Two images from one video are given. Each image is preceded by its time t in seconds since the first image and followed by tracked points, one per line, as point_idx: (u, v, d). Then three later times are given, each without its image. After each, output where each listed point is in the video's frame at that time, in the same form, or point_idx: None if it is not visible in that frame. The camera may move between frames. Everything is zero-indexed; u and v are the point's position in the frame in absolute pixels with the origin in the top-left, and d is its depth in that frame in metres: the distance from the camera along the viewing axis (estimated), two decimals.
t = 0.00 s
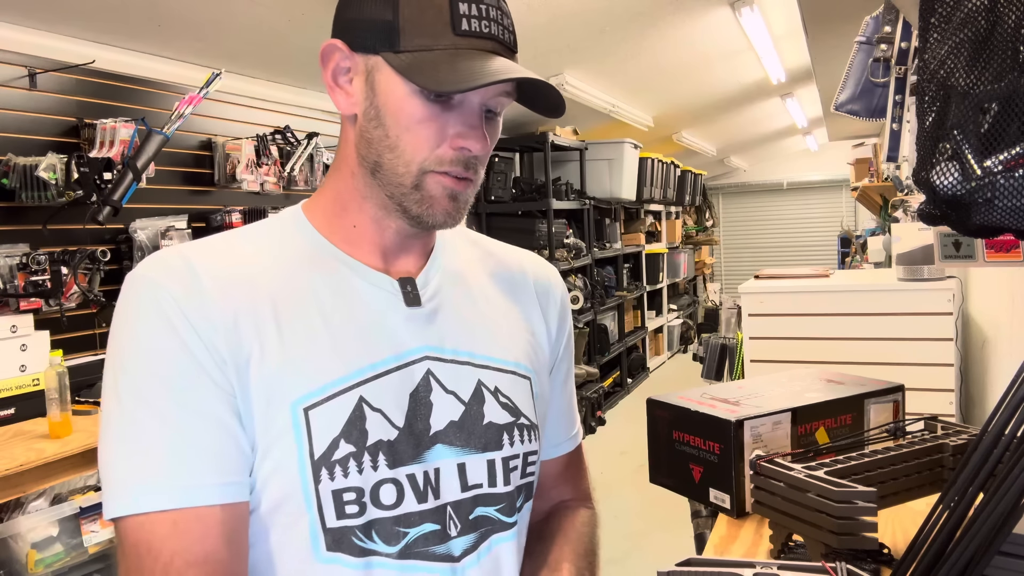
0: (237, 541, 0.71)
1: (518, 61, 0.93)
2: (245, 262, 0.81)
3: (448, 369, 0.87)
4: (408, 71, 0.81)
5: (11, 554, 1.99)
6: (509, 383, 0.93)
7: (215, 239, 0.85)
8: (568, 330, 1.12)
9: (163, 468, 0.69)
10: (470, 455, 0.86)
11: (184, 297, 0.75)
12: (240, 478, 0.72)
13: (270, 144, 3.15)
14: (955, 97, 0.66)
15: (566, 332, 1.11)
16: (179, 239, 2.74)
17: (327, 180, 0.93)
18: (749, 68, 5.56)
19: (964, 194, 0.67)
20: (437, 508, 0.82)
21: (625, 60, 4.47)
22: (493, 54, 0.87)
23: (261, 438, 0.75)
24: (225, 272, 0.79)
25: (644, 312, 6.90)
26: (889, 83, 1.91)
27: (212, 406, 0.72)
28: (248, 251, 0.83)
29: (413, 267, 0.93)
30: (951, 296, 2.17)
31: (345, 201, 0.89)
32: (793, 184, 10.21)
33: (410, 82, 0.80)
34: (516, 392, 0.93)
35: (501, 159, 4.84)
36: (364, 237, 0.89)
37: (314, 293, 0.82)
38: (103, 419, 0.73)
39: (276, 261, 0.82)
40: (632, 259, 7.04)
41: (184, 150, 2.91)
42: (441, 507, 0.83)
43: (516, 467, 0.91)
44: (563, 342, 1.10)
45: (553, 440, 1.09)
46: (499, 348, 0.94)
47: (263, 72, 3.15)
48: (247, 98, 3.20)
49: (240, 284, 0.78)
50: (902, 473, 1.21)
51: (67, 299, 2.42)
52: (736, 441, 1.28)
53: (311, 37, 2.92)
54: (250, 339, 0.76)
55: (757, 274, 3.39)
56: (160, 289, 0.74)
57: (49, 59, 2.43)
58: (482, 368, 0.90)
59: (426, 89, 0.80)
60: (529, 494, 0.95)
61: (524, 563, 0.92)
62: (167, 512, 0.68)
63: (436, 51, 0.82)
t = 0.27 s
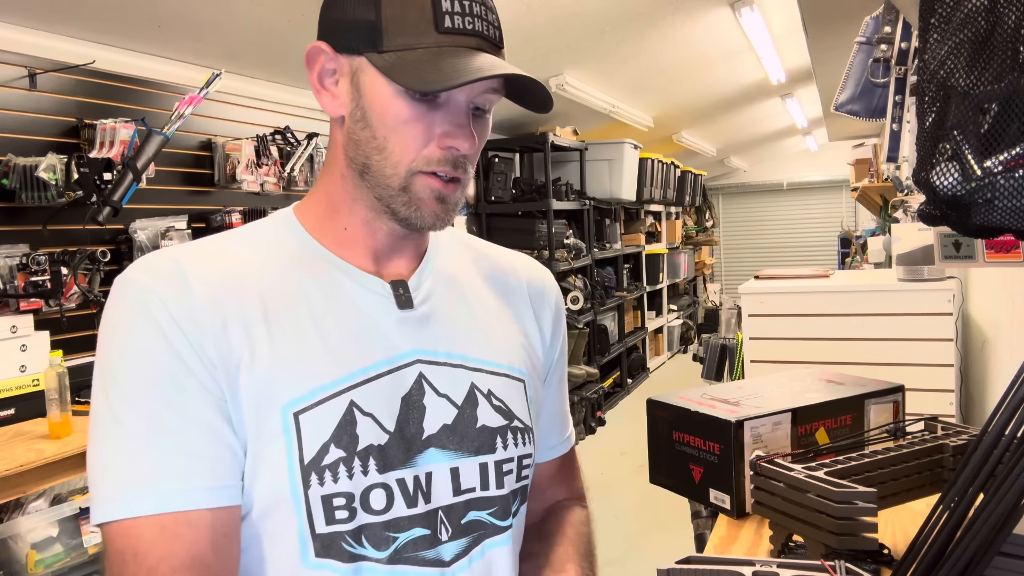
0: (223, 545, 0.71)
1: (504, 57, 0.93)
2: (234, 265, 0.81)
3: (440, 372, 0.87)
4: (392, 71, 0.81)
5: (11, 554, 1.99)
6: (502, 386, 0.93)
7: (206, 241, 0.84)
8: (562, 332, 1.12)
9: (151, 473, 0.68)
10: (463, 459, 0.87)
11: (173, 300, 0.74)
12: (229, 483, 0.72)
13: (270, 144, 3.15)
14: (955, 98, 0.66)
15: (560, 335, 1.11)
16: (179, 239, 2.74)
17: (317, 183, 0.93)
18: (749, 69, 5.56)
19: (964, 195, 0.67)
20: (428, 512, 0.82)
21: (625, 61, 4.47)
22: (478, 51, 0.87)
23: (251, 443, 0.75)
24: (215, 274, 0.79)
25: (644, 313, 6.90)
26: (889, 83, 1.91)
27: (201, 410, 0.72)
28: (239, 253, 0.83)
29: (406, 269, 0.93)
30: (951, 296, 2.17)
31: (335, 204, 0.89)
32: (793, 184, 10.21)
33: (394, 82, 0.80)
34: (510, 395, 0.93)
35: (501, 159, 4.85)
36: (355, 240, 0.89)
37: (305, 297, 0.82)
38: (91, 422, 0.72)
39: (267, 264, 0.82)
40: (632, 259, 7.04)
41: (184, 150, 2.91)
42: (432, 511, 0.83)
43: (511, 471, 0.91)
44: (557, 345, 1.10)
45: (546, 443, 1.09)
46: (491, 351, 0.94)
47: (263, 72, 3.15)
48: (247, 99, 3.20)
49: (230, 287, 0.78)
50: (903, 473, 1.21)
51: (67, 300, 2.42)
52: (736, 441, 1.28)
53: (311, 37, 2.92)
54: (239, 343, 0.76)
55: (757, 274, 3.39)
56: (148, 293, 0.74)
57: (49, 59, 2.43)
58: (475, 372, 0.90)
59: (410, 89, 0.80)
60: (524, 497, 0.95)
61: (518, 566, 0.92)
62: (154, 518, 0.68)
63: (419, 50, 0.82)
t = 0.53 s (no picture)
0: (217, 552, 0.70)
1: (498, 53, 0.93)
2: (229, 268, 0.80)
3: (438, 374, 0.87)
4: (385, 70, 0.81)
5: (11, 553, 1.99)
6: (500, 388, 0.93)
7: (200, 243, 0.84)
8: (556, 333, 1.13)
9: (145, 480, 0.68)
10: (461, 461, 0.87)
11: (167, 305, 0.74)
12: (223, 489, 0.72)
13: (270, 144, 3.14)
14: (955, 97, 0.66)
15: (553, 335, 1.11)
16: (179, 239, 2.74)
17: (311, 184, 0.93)
18: (749, 68, 5.56)
19: (964, 194, 0.68)
20: (427, 516, 0.82)
21: (625, 60, 4.47)
22: (472, 47, 0.86)
23: (247, 448, 0.74)
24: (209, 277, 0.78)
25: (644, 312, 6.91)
26: (889, 82, 1.92)
27: (195, 416, 0.71)
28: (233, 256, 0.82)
29: (402, 270, 0.93)
30: (951, 295, 2.17)
31: (329, 206, 0.89)
32: (793, 184, 10.21)
33: (388, 81, 0.81)
34: (507, 397, 0.94)
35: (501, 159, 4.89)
36: (350, 242, 0.89)
37: (302, 300, 0.81)
38: (82, 428, 0.71)
39: (262, 267, 0.82)
40: (632, 258, 7.04)
41: (184, 149, 2.91)
42: (431, 514, 0.83)
43: (508, 473, 0.92)
44: (551, 344, 1.11)
45: (541, 441, 1.10)
46: (488, 353, 0.94)
47: (263, 71, 3.15)
48: (247, 98, 3.20)
49: (225, 291, 0.78)
50: (903, 472, 1.21)
51: (67, 299, 2.43)
52: (736, 441, 1.28)
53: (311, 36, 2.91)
54: (235, 348, 0.75)
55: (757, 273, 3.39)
56: (142, 297, 0.73)
57: (49, 58, 2.43)
58: (473, 374, 0.91)
59: (404, 88, 0.80)
60: (522, 498, 0.95)
61: (516, 567, 0.93)
62: (148, 525, 0.67)
63: (412, 47, 0.82)
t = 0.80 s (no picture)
0: (212, 567, 0.71)
1: (486, 49, 0.92)
2: (220, 277, 0.79)
3: (434, 380, 0.87)
4: (370, 70, 0.81)
5: (11, 554, 1.99)
6: (496, 392, 0.93)
7: (189, 250, 0.83)
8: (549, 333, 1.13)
9: (137, 497, 0.68)
10: (459, 467, 0.87)
11: (156, 317, 0.73)
12: (216, 503, 0.72)
13: (270, 144, 3.14)
14: (955, 98, 0.66)
15: (547, 335, 1.11)
16: (179, 239, 2.74)
17: (300, 188, 0.93)
18: (749, 68, 5.56)
19: (964, 195, 0.67)
20: (425, 524, 0.82)
21: (625, 60, 4.47)
22: (458, 43, 0.86)
23: (240, 460, 0.74)
24: (199, 287, 0.77)
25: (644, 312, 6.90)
26: (889, 83, 1.92)
27: (187, 432, 0.71)
28: (224, 263, 0.82)
29: (395, 274, 0.93)
30: (951, 296, 2.17)
31: (319, 209, 0.89)
32: (793, 184, 10.21)
33: (372, 81, 0.81)
34: (504, 401, 0.94)
35: (501, 159, 4.90)
36: (341, 245, 0.89)
37: (294, 309, 0.81)
38: (72, 443, 0.71)
39: (253, 275, 0.81)
40: (632, 259, 7.04)
41: (184, 150, 2.91)
42: (431, 522, 0.83)
43: (507, 477, 0.92)
44: (545, 344, 1.11)
45: (537, 442, 1.10)
46: (484, 358, 0.94)
47: (263, 72, 3.15)
48: (247, 99, 3.20)
49: (214, 301, 0.77)
50: (903, 473, 1.21)
51: (67, 299, 2.43)
52: (736, 442, 1.28)
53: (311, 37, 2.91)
54: (225, 360, 0.75)
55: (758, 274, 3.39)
56: (129, 310, 0.72)
57: (50, 59, 2.43)
58: (468, 379, 0.90)
59: (389, 88, 0.80)
60: (521, 502, 0.96)
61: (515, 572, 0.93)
62: (141, 542, 0.67)
63: (396, 46, 0.82)
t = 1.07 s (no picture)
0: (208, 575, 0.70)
1: (477, 46, 0.92)
2: (213, 281, 0.79)
3: (431, 382, 0.87)
4: (360, 71, 0.81)
5: (11, 554, 1.98)
6: (493, 393, 0.93)
7: (181, 254, 0.83)
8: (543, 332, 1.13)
9: (131, 506, 0.67)
10: (457, 470, 0.87)
11: (148, 323, 0.72)
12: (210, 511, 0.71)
13: (270, 144, 3.14)
14: (955, 98, 0.66)
15: (541, 334, 1.11)
16: (179, 239, 2.74)
17: (291, 189, 0.92)
18: (749, 68, 5.56)
19: (964, 195, 0.67)
20: (424, 527, 0.82)
21: (625, 60, 4.47)
22: (449, 41, 0.86)
23: (234, 467, 0.74)
24: (191, 291, 0.77)
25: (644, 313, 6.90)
26: (890, 83, 1.91)
27: (181, 439, 0.71)
28: (217, 267, 0.81)
29: (389, 275, 0.93)
30: (951, 296, 2.17)
31: (311, 210, 0.89)
32: (793, 184, 10.21)
33: (362, 82, 0.81)
34: (501, 401, 0.94)
35: (501, 160, 4.90)
36: (334, 246, 0.89)
37: (288, 313, 0.81)
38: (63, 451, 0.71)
39: (246, 279, 0.81)
40: (632, 259, 7.04)
41: (184, 150, 2.91)
42: (429, 525, 0.83)
43: (504, 478, 0.92)
44: (539, 342, 1.11)
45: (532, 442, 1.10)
46: (480, 359, 0.94)
47: (263, 72, 3.15)
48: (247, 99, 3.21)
49: (207, 306, 0.77)
50: (903, 473, 1.21)
51: (67, 299, 2.43)
52: (736, 442, 1.28)
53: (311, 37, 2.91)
54: (219, 366, 0.75)
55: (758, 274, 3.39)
56: (121, 316, 0.72)
57: (50, 59, 2.43)
58: (465, 380, 0.91)
59: (379, 88, 0.80)
60: (519, 502, 0.96)
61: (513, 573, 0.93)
62: (135, 553, 0.67)
63: (387, 45, 0.82)
